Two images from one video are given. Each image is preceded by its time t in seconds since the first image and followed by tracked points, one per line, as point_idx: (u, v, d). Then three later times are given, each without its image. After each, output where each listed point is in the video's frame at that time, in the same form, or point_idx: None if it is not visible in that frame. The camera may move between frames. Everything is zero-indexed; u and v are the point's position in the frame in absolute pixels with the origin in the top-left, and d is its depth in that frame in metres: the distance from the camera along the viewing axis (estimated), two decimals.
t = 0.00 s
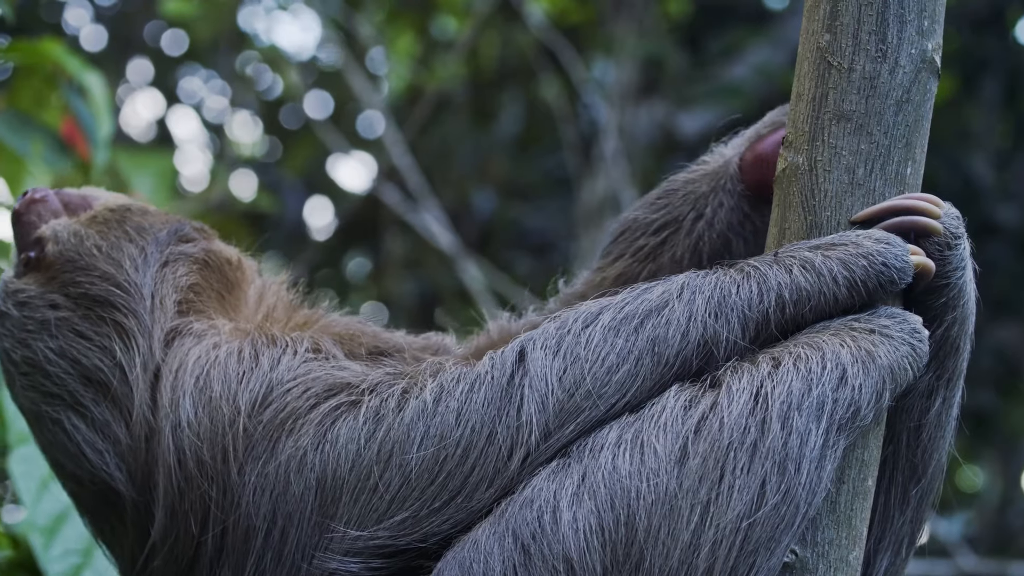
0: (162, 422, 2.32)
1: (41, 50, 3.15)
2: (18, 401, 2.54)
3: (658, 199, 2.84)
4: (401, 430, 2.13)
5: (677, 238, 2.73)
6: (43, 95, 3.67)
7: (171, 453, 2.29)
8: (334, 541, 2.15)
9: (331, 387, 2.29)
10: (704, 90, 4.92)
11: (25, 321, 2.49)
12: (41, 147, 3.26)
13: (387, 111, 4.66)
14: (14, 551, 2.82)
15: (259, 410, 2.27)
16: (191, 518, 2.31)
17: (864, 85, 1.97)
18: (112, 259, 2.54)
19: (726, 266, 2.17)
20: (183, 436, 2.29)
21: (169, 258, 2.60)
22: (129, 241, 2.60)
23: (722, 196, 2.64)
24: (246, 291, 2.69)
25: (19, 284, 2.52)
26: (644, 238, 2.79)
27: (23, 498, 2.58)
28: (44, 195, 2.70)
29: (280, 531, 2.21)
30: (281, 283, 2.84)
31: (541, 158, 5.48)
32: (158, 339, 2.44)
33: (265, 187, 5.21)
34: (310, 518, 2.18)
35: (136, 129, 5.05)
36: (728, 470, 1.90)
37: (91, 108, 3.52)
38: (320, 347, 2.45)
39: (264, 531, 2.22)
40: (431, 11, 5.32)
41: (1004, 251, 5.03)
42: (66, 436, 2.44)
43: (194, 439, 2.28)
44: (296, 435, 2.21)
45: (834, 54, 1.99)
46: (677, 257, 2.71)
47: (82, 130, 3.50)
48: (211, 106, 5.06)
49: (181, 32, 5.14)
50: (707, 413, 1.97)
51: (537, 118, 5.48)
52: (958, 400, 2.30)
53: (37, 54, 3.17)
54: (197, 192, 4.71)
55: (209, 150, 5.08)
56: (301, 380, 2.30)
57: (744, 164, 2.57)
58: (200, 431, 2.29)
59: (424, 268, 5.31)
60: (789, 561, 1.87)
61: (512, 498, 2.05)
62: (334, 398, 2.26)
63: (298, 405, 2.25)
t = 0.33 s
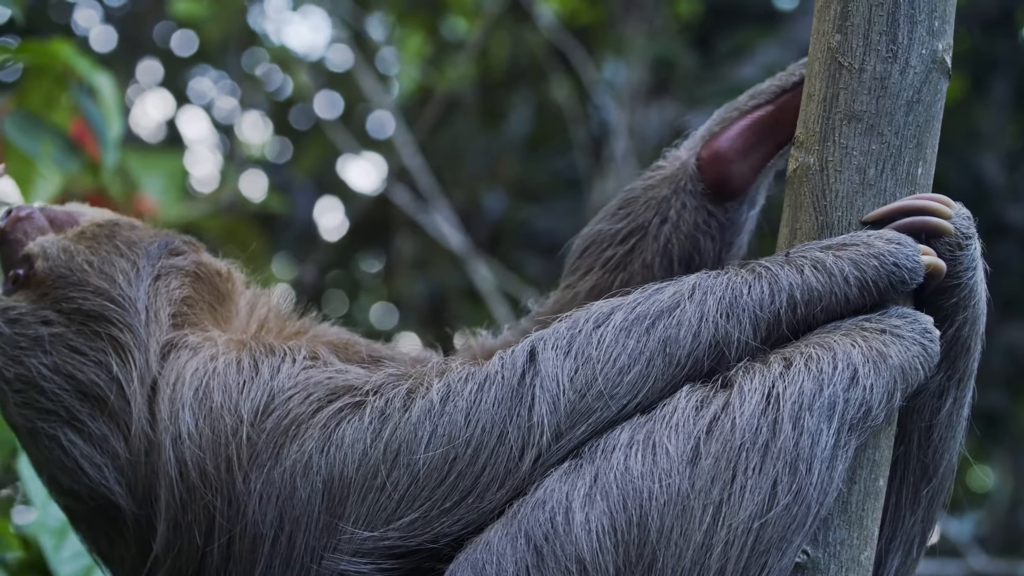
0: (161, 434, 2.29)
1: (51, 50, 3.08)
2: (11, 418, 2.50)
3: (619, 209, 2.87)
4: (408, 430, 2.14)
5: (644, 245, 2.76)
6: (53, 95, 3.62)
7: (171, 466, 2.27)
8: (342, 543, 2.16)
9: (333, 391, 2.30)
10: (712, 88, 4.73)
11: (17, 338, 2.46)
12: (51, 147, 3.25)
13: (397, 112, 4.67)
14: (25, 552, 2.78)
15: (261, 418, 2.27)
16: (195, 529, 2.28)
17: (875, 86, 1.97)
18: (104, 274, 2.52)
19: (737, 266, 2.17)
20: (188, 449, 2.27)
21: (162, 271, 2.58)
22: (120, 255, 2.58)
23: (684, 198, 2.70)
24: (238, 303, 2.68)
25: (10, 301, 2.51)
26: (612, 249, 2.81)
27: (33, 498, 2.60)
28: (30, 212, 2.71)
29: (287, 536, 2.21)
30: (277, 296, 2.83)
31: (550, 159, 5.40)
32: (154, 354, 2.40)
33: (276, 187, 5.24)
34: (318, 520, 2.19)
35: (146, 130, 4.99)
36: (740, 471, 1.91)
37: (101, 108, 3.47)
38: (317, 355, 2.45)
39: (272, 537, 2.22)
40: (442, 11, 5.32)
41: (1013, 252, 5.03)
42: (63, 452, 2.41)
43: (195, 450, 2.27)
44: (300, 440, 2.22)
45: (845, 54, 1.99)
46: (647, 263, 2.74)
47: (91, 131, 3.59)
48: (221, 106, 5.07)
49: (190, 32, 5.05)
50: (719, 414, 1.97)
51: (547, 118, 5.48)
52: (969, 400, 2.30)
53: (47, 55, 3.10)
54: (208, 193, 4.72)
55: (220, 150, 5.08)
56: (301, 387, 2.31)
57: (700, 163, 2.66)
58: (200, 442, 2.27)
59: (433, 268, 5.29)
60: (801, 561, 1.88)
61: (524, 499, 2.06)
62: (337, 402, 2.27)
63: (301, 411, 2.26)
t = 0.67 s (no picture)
0: (165, 449, 2.29)
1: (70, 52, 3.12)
2: (10, 438, 2.47)
3: (592, 224, 2.99)
4: (419, 424, 2.16)
5: (621, 255, 2.87)
6: (73, 95, 3.53)
7: (178, 481, 2.28)
8: (355, 540, 2.16)
9: (342, 394, 2.33)
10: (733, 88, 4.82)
11: (14, 358, 2.44)
12: (70, 148, 3.28)
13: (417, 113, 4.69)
14: (44, 554, 2.74)
15: (270, 429, 2.30)
16: (206, 542, 2.28)
17: (894, 86, 1.98)
18: (103, 293, 2.52)
19: (758, 266, 2.18)
20: (196, 463, 2.27)
21: (160, 289, 2.58)
22: (118, 275, 2.58)
23: (656, 206, 2.82)
24: (236, 320, 2.69)
25: (7, 322, 2.49)
26: (590, 263, 2.92)
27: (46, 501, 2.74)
28: (24, 234, 2.72)
29: (302, 540, 2.23)
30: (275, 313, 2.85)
31: (571, 161, 5.39)
32: (155, 371, 2.41)
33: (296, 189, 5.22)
34: (331, 518, 2.20)
35: (165, 131, 4.99)
36: (761, 471, 1.91)
37: (120, 109, 3.43)
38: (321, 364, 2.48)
39: (285, 542, 2.24)
40: (461, 12, 5.34)
41: None
42: (64, 471, 2.39)
43: (203, 464, 2.28)
44: (313, 442, 2.25)
45: (865, 54, 2.00)
46: (626, 274, 2.85)
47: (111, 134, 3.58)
48: (241, 107, 5.04)
49: (210, 34, 5.13)
50: (740, 414, 1.98)
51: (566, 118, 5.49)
52: (988, 400, 2.29)
53: (65, 56, 3.13)
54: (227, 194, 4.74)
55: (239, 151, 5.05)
56: (307, 396, 2.34)
57: (668, 172, 2.80)
58: (208, 454, 2.29)
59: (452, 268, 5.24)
60: (821, 561, 1.89)
61: (545, 501, 2.05)
62: (347, 402, 2.30)
63: (310, 416, 2.29)
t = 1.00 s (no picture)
0: (183, 464, 2.29)
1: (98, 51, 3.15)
2: (24, 455, 2.47)
3: (583, 238, 3.08)
4: (444, 417, 2.19)
5: (614, 266, 2.94)
6: (101, 95, 3.59)
7: (197, 493, 2.28)
8: (381, 535, 2.17)
9: (363, 396, 2.35)
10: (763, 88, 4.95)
11: (27, 375, 2.44)
12: (98, 148, 3.34)
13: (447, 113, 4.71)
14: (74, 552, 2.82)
15: (293, 434, 2.30)
16: (230, 551, 2.29)
17: (923, 84, 1.98)
18: (114, 309, 2.49)
19: (788, 264, 2.18)
20: (217, 475, 2.28)
21: (171, 305, 2.55)
22: (129, 291, 2.55)
23: (645, 215, 2.90)
24: (246, 334, 2.66)
25: (18, 339, 2.49)
26: (584, 275, 2.99)
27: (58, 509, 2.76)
28: (32, 249, 2.74)
29: (328, 542, 2.24)
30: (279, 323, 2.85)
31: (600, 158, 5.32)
32: (169, 387, 2.39)
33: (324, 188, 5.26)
34: (357, 516, 2.21)
35: (193, 130, 5.07)
36: (792, 469, 1.92)
37: (150, 109, 3.44)
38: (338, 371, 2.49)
39: (311, 545, 2.25)
40: (489, 11, 5.37)
41: None
42: (78, 486, 2.38)
43: (224, 475, 2.28)
44: (336, 444, 2.26)
45: (894, 52, 2.01)
46: (621, 284, 2.93)
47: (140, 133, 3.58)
48: (270, 106, 5.11)
49: (237, 32, 5.13)
50: (771, 412, 1.99)
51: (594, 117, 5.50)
52: (1017, 398, 2.28)
53: (94, 56, 3.17)
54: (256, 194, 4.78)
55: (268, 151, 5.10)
56: (329, 400, 2.35)
57: (653, 182, 2.86)
58: (230, 465, 2.29)
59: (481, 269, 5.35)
60: (852, 559, 1.91)
61: (577, 500, 2.06)
62: (369, 402, 2.33)
63: (331, 418, 2.31)
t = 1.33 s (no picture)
0: (206, 468, 2.31)
1: (125, 49, 3.21)
2: (38, 460, 2.51)
3: (580, 245, 3.16)
4: (471, 413, 2.21)
5: (612, 272, 3.03)
6: (127, 93, 3.65)
7: (222, 495, 2.30)
8: (408, 532, 2.18)
9: (388, 394, 2.37)
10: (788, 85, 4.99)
11: (42, 380, 2.45)
12: (125, 146, 3.41)
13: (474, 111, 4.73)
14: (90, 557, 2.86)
15: (318, 435, 2.33)
16: (255, 555, 2.30)
17: (950, 80, 1.98)
18: (132, 314, 2.48)
19: (816, 260, 2.19)
20: (240, 476, 2.30)
21: (188, 309, 2.57)
22: (145, 295, 2.54)
23: (642, 221, 2.98)
24: (261, 336, 2.68)
25: (32, 344, 2.49)
26: (583, 283, 3.07)
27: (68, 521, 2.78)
28: (41, 254, 2.63)
29: (354, 542, 2.25)
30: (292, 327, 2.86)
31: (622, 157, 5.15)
32: (190, 391, 2.41)
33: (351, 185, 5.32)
34: (383, 515, 2.22)
35: (219, 128, 5.13)
36: (821, 465, 1.93)
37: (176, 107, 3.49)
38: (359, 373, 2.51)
39: (337, 545, 2.26)
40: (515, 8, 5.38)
41: None
42: (97, 491, 2.41)
43: (252, 477, 2.31)
44: (359, 444, 2.28)
45: (920, 48, 2.01)
46: (621, 289, 3.01)
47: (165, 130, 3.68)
48: (295, 104, 5.11)
49: (263, 30, 5.18)
50: (801, 408, 2.00)
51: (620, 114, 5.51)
52: None
53: (121, 54, 3.23)
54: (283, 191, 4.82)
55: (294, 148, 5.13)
56: (353, 400, 2.38)
57: (647, 189, 2.94)
58: (256, 468, 2.31)
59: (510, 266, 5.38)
60: (881, 555, 1.90)
61: (609, 498, 2.07)
62: (396, 398, 2.35)
63: (354, 419, 2.33)
